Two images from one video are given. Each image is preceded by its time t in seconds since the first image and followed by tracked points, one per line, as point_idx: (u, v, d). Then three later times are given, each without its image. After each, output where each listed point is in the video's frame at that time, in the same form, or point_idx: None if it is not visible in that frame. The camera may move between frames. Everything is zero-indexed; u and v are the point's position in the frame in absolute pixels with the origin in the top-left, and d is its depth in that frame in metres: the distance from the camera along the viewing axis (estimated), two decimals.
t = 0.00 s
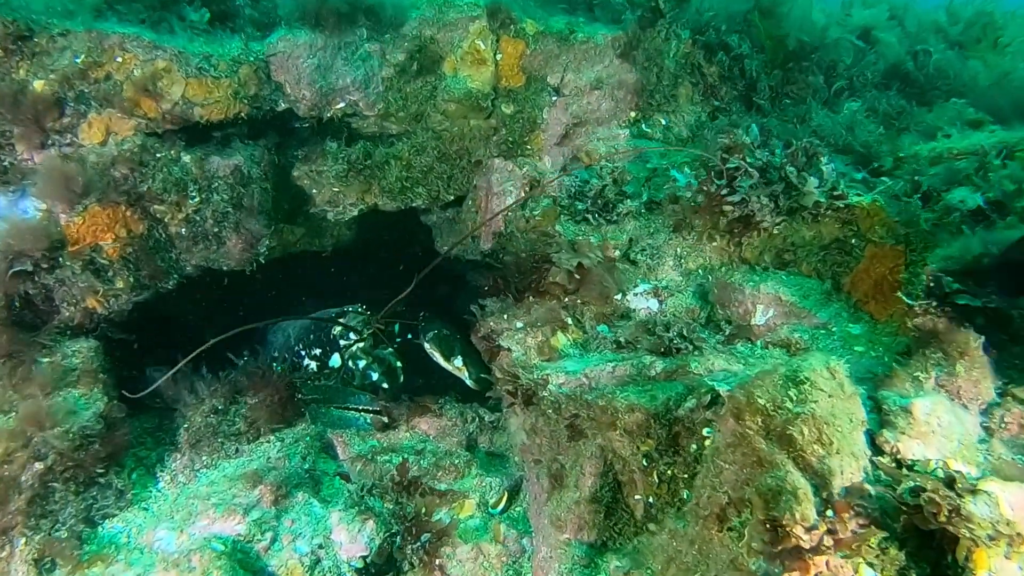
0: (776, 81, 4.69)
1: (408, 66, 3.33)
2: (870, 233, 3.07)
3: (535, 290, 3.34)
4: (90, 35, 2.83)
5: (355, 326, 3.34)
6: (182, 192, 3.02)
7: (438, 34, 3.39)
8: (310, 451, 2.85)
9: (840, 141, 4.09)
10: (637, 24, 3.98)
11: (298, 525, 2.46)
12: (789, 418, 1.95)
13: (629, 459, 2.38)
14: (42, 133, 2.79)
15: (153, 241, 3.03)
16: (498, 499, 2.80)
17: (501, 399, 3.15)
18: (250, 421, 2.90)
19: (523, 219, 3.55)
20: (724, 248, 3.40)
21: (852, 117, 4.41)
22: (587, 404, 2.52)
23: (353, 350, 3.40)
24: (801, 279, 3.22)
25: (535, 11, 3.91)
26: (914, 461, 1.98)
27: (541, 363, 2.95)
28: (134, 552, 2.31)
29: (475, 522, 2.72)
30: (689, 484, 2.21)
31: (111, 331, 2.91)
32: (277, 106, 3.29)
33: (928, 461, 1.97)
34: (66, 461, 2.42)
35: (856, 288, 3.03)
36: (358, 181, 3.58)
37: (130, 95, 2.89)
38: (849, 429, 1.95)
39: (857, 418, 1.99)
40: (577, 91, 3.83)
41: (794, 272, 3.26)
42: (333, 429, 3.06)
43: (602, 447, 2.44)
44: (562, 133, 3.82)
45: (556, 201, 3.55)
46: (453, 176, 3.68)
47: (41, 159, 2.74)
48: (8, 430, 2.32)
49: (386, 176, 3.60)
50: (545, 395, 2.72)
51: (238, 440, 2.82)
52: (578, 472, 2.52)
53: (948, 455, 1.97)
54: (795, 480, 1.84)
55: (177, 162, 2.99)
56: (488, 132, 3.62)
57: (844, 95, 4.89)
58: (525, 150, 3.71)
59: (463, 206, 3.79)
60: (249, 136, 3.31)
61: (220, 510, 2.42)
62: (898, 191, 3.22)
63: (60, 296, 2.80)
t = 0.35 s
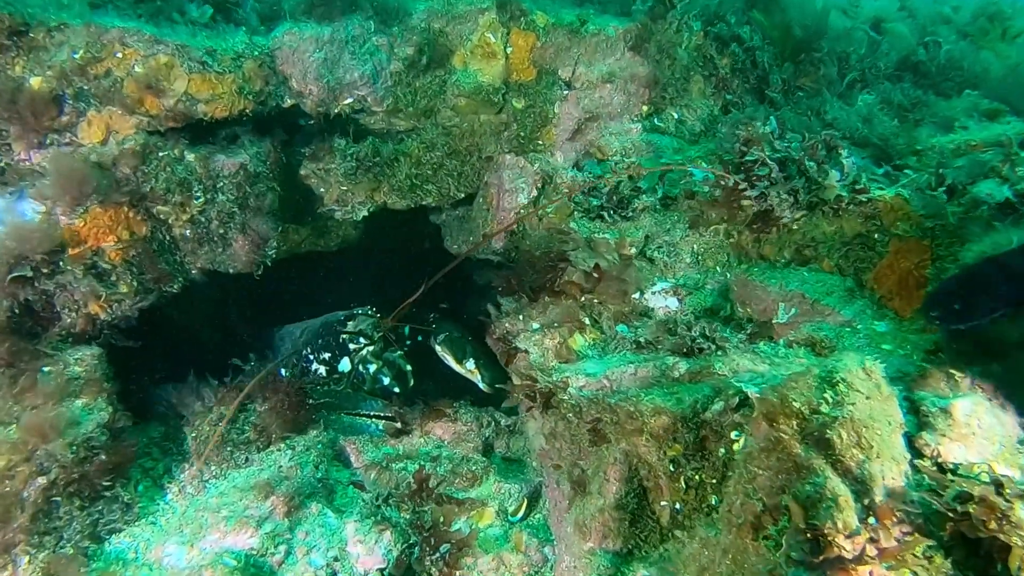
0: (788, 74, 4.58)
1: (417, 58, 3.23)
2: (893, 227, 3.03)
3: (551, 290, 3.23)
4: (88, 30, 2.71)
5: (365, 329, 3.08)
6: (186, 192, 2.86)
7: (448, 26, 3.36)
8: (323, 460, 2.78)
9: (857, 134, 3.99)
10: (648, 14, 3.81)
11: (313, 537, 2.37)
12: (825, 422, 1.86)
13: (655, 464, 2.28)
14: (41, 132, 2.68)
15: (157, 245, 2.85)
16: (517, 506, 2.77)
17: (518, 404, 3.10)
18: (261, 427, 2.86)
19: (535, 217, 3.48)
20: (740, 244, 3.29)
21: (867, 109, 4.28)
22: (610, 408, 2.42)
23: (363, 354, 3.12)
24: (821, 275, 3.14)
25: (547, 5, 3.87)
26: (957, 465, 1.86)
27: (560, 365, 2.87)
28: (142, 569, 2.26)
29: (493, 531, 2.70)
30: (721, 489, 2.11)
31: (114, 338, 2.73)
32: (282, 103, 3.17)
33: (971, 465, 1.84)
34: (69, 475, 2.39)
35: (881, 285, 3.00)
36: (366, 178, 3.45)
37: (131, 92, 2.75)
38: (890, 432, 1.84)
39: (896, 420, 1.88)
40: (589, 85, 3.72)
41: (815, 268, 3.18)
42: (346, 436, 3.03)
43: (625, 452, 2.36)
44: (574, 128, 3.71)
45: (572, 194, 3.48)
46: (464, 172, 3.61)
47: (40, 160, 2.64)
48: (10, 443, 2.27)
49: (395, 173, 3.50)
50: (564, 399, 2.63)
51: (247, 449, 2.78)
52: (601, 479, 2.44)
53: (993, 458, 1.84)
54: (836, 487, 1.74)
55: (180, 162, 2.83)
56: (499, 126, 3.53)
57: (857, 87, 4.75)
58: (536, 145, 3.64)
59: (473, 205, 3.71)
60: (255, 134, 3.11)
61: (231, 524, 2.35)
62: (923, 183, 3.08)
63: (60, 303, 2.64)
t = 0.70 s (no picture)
0: (806, 68, 4.38)
1: (436, 53, 3.15)
2: (933, 225, 2.88)
3: (576, 291, 3.16)
4: (96, 24, 2.54)
5: (381, 334, 3.25)
6: (199, 194, 2.68)
7: (467, 19, 3.25)
8: (343, 471, 2.68)
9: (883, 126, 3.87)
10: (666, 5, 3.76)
11: (338, 553, 2.26)
12: (890, 430, 1.75)
13: (697, 473, 2.15)
14: (48, 132, 2.53)
15: (168, 249, 2.71)
16: (547, 516, 2.63)
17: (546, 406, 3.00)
18: (279, 438, 2.71)
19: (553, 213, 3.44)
20: (768, 241, 3.19)
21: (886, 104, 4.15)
22: (649, 415, 2.28)
23: (378, 360, 3.29)
24: (855, 274, 3.02)
25: None
26: None
27: (590, 371, 2.73)
28: None
29: (524, 543, 2.57)
30: (774, 500, 2.00)
31: (126, 347, 2.73)
32: (297, 99, 2.99)
33: None
34: (83, 493, 2.19)
35: (917, 284, 2.87)
36: (383, 179, 3.43)
37: (142, 89, 2.58)
38: (959, 439, 1.68)
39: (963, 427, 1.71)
40: (609, 81, 3.59)
41: (848, 267, 3.06)
42: (367, 445, 2.97)
43: (666, 460, 2.25)
44: (594, 125, 3.62)
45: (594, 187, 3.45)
46: (482, 171, 3.58)
47: (45, 162, 2.49)
48: (22, 461, 2.10)
49: (413, 172, 3.47)
50: (598, 404, 2.51)
51: (265, 461, 2.64)
52: (640, 489, 2.33)
53: None
54: (907, 500, 1.62)
55: (193, 162, 2.67)
56: (519, 122, 3.52)
57: (876, 80, 4.60)
58: (555, 142, 3.57)
59: (490, 203, 3.73)
60: (270, 133, 3.00)
61: (254, 540, 2.27)
62: (965, 177, 2.99)
63: (69, 311, 2.48)
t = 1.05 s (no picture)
0: (824, 60, 4.25)
1: (456, 46, 3.01)
2: (982, 218, 2.72)
3: (607, 292, 3.11)
4: (105, 17, 2.37)
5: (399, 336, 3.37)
6: (214, 193, 2.56)
7: (487, 10, 3.19)
8: (370, 481, 2.55)
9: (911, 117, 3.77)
10: None
11: (370, 569, 2.20)
12: (979, 435, 1.73)
13: (755, 479, 2.02)
14: (56, 128, 2.41)
15: (181, 250, 2.58)
16: (587, 527, 2.51)
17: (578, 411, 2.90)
18: (301, 448, 2.59)
19: (575, 212, 3.31)
20: (802, 239, 3.07)
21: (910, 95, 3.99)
22: (699, 420, 2.19)
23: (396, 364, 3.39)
24: (899, 270, 2.93)
25: None
26: None
27: (627, 372, 2.66)
28: None
29: (566, 555, 2.48)
30: (847, 510, 1.86)
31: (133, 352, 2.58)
32: (314, 94, 2.85)
33: None
34: (101, 510, 2.05)
35: (966, 282, 2.74)
36: (403, 175, 3.28)
37: (153, 83, 2.45)
38: None
39: None
40: (630, 74, 3.40)
41: (890, 264, 2.96)
42: (391, 454, 2.83)
43: (722, 468, 2.10)
44: (615, 120, 3.40)
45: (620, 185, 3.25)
46: (501, 168, 3.50)
47: (52, 162, 2.40)
48: (38, 477, 1.98)
49: (433, 169, 3.35)
50: (639, 408, 2.44)
51: (287, 471, 2.52)
52: (692, 498, 2.18)
53: None
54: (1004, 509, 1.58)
55: (206, 160, 2.54)
56: (539, 117, 3.42)
57: (898, 71, 4.44)
58: (576, 139, 3.45)
59: (511, 201, 3.68)
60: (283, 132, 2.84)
61: (282, 557, 2.17)
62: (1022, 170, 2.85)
63: (80, 317, 2.36)
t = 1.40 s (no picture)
0: (834, 55, 4.11)
1: (467, 41, 2.92)
2: (1010, 215, 2.71)
3: (625, 292, 2.96)
4: (105, 8, 2.29)
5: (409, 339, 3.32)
6: (219, 193, 2.47)
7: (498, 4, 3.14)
8: (386, 491, 2.47)
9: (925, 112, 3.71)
10: None
11: None
12: None
13: (789, 486, 1.97)
14: (57, 126, 2.30)
15: (186, 252, 2.48)
16: (610, 536, 2.44)
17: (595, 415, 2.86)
18: (314, 456, 2.52)
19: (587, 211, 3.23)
20: (821, 236, 2.99)
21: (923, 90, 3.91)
22: (730, 425, 2.10)
23: (406, 368, 3.33)
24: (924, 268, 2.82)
25: None
26: None
27: (651, 376, 2.56)
28: None
29: (590, 565, 2.40)
30: (892, 519, 1.82)
31: (136, 359, 2.47)
32: (322, 90, 2.74)
33: None
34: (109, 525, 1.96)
35: (991, 280, 2.70)
36: (414, 174, 3.23)
37: (158, 78, 2.36)
38: None
39: None
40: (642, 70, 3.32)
41: (912, 262, 2.87)
42: (405, 461, 2.77)
43: (755, 473, 2.05)
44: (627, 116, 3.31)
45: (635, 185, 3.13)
46: (512, 166, 3.44)
47: (51, 160, 2.29)
48: (41, 492, 1.88)
49: (443, 167, 3.27)
50: (664, 413, 2.35)
51: (298, 481, 2.45)
52: (722, 506, 2.12)
53: None
54: None
55: (212, 158, 2.45)
56: (551, 113, 3.35)
57: (906, 67, 4.38)
58: (589, 135, 3.37)
59: (522, 198, 3.62)
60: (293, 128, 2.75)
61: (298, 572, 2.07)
62: None
63: (82, 322, 2.25)
